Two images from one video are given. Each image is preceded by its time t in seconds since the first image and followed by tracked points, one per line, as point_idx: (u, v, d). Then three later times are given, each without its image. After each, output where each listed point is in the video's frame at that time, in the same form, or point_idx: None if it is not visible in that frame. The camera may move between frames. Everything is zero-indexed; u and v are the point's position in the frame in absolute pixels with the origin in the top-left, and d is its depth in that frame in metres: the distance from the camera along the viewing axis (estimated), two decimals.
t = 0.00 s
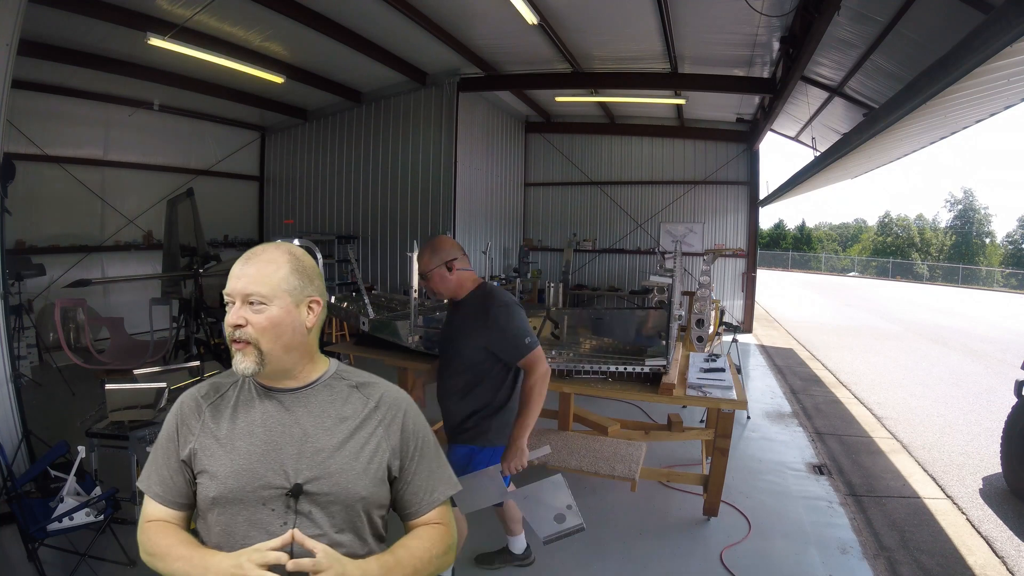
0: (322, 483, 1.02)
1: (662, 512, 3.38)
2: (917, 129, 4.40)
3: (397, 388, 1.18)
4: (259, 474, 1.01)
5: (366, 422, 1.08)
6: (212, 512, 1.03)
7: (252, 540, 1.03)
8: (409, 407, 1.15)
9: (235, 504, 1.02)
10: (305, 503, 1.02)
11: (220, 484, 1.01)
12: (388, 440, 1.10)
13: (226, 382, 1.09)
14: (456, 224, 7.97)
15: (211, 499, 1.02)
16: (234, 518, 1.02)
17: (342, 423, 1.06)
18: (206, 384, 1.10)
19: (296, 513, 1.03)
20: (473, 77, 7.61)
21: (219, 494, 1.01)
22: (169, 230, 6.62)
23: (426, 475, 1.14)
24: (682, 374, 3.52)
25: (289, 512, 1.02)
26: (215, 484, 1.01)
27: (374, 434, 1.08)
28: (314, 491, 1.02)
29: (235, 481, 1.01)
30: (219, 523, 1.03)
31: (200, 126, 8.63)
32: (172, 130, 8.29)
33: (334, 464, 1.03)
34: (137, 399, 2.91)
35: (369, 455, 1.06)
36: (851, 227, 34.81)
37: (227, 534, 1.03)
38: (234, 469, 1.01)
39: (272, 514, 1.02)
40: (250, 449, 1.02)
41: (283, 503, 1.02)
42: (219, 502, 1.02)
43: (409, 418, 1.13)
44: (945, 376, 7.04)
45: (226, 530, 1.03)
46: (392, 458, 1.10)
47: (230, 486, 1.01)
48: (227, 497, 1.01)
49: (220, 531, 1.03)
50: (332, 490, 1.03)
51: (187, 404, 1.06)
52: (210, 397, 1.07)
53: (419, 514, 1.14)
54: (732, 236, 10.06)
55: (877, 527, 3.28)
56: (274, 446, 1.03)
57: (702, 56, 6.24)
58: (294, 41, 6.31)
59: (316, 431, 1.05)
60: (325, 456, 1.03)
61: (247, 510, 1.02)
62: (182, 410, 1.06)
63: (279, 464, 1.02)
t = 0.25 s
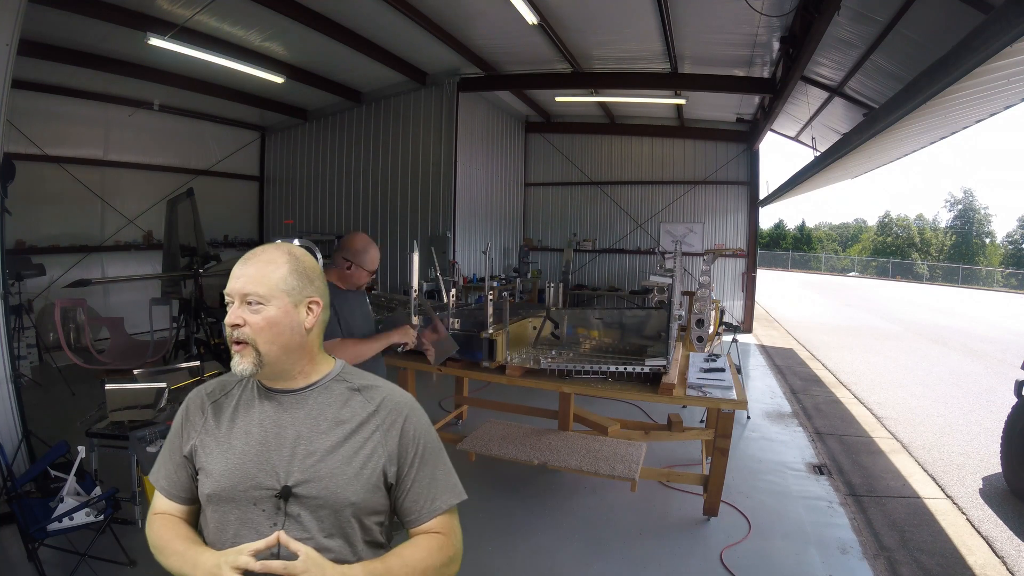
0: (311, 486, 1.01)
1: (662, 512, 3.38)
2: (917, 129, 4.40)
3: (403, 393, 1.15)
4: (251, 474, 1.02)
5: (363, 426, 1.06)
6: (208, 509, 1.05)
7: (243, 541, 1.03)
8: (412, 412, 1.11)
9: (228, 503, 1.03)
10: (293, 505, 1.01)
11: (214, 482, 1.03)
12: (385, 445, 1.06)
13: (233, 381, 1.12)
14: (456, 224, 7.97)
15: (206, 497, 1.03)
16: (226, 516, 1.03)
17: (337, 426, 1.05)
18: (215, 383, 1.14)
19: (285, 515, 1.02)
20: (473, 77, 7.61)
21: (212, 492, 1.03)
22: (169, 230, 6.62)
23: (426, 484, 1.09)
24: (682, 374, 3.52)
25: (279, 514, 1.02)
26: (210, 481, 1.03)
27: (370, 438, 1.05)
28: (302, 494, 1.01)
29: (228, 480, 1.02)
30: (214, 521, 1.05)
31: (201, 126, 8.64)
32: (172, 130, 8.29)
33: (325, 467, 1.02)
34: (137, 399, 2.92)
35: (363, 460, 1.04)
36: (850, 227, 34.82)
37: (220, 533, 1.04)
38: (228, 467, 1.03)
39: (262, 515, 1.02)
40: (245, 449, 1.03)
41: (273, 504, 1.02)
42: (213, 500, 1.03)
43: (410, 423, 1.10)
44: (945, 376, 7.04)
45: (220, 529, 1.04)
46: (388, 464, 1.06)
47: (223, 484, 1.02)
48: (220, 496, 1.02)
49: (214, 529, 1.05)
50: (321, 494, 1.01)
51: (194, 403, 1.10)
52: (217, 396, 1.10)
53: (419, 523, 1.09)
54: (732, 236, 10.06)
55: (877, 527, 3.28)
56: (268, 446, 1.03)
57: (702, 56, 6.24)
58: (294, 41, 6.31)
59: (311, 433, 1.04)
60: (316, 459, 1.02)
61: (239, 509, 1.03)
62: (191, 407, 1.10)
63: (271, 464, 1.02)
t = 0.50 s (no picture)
0: (305, 486, 1.01)
1: (662, 512, 3.38)
2: (917, 129, 4.40)
3: (405, 395, 1.13)
4: (247, 472, 1.03)
5: (360, 428, 1.05)
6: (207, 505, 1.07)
7: (238, 538, 1.04)
8: (412, 414, 1.09)
9: (225, 500, 1.04)
10: (287, 505, 1.02)
11: (212, 479, 1.04)
12: (383, 448, 1.04)
13: (238, 381, 1.14)
14: (456, 224, 7.97)
15: (205, 492, 1.05)
16: (225, 513, 1.05)
17: (334, 427, 1.04)
18: (222, 381, 1.17)
19: (279, 514, 1.02)
20: (473, 77, 7.61)
21: (210, 488, 1.04)
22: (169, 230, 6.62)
23: (425, 488, 1.06)
24: (683, 374, 3.52)
25: (273, 513, 1.02)
26: (208, 478, 1.05)
27: (366, 440, 1.04)
28: (296, 494, 1.01)
29: (224, 477, 1.03)
30: (214, 517, 1.07)
31: (201, 126, 8.64)
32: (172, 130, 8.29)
33: (319, 468, 1.01)
34: (137, 399, 2.92)
35: (358, 462, 1.02)
36: (850, 227, 34.81)
37: (218, 529, 1.06)
38: (224, 465, 1.04)
39: (257, 513, 1.03)
40: (243, 447, 1.04)
41: (267, 503, 1.02)
42: (211, 496, 1.05)
43: (410, 426, 1.07)
44: (945, 376, 7.04)
45: (218, 525, 1.06)
46: (385, 467, 1.04)
47: (220, 482, 1.04)
48: (217, 493, 1.04)
49: (213, 524, 1.07)
50: (315, 494, 1.00)
51: (200, 400, 1.13)
52: (221, 393, 1.13)
53: (418, 528, 1.06)
54: (732, 236, 10.06)
55: (877, 527, 3.28)
56: (265, 445, 1.04)
57: (702, 56, 6.24)
58: (294, 41, 6.31)
59: (307, 433, 1.04)
60: (311, 459, 1.02)
61: (236, 507, 1.04)
62: (197, 404, 1.13)
63: (266, 464, 1.03)
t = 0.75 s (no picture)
0: (308, 484, 1.01)
1: (662, 512, 3.38)
2: (917, 129, 4.40)
3: (409, 395, 1.14)
4: (249, 470, 1.03)
5: (364, 426, 1.05)
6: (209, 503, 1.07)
7: (241, 537, 1.04)
8: (416, 414, 1.09)
9: (227, 498, 1.04)
10: (290, 503, 1.02)
11: (213, 477, 1.04)
12: (387, 446, 1.04)
13: (241, 380, 1.15)
14: (456, 224, 7.97)
15: (206, 490, 1.05)
16: (227, 511, 1.05)
17: (338, 425, 1.04)
18: (224, 379, 1.17)
19: (283, 512, 1.02)
20: (473, 77, 7.61)
21: (211, 486, 1.04)
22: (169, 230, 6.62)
23: (430, 487, 1.06)
24: (683, 374, 3.51)
25: (276, 511, 1.02)
26: (209, 476, 1.05)
27: (371, 438, 1.04)
28: (299, 492, 1.01)
29: (226, 475, 1.03)
30: (215, 514, 1.07)
31: (201, 126, 8.64)
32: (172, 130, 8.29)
33: (322, 466, 1.01)
34: (137, 399, 2.92)
35: (361, 460, 1.02)
36: (850, 227, 34.80)
37: (220, 527, 1.06)
38: (226, 463, 1.04)
39: (259, 511, 1.03)
40: (245, 445, 1.04)
41: (270, 501, 1.03)
42: (212, 494, 1.05)
43: (414, 425, 1.08)
44: (945, 376, 7.04)
45: (219, 522, 1.06)
46: (390, 465, 1.04)
47: (221, 480, 1.04)
48: (219, 490, 1.04)
49: (215, 522, 1.07)
50: (318, 492, 1.00)
51: (201, 399, 1.13)
52: (222, 392, 1.13)
53: (424, 527, 1.07)
54: (732, 236, 10.06)
55: (877, 527, 3.28)
56: (267, 443, 1.04)
57: (702, 56, 6.24)
58: (294, 41, 6.31)
59: (310, 432, 1.04)
60: (314, 457, 1.02)
61: (238, 505, 1.04)
62: (199, 402, 1.13)
63: (269, 462, 1.03)
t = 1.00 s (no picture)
0: (315, 485, 1.01)
1: (662, 512, 3.38)
2: (917, 129, 4.40)
3: (411, 395, 1.14)
4: (253, 473, 1.02)
5: (368, 425, 1.05)
6: (211, 508, 1.06)
7: (247, 541, 1.03)
8: (419, 412, 1.10)
9: (232, 501, 1.04)
10: (297, 504, 1.02)
11: (216, 481, 1.04)
12: (392, 444, 1.05)
13: (238, 383, 1.14)
14: (456, 224, 7.97)
15: (209, 495, 1.05)
16: (231, 515, 1.04)
17: (342, 425, 1.04)
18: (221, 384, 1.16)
19: (290, 513, 1.02)
20: (473, 77, 7.61)
21: (214, 491, 1.04)
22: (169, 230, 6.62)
23: (435, 485, 1.07)
24: (683, 374, 3.51)
25: (283, 513, 1.02)
26: (212, 480, 1.04)
27: (375, 437, 1.04)
28: (306, 492, 1.01)
29: (230, 478, 1.03)
30: (218, 519, 1.06)
31: (201, 126, 8.64)
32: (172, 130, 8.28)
33: (329, 465, 1.01)
34: (137, 399, 2.92)
35: (367, 459, 1.02)
36: (850, 227, 34.80)
37: (224, 532, 1.06)
38: (229, 466, 1.04)
39: (266, 514, 1.03)
40: (248, 447, 1.04)
41: (277, 503, 1.02)
42: (216, 499, 1.04)
43: (418, 424, 1.08)
44: (945, 376, 7.04)
45: (223, 527, 1.05)
46: (396, 464, 1.04)
47: (224, 483, 1.03)
48: (223, 494, 1.04)
49: (219, 527, 1.06)
50: (325, 492, 1.00)
51: (199, 403, 1.13)
52: (219, 396, 1.12)
53: (432, 525, 1.08)
54: (732, 236, 10.06)
55: (877, 527, 3.28)
56: (271, 445, 1.04)
57: (702, 56, 6.24)
58: (294, 41, 6.31)
59: (315, 432, 1.04)
60: (320, 457, 1.02)
61: (243, 508, 1.04)
62: (196, 406, 1.13)
63: (274, 463, 1.02)
